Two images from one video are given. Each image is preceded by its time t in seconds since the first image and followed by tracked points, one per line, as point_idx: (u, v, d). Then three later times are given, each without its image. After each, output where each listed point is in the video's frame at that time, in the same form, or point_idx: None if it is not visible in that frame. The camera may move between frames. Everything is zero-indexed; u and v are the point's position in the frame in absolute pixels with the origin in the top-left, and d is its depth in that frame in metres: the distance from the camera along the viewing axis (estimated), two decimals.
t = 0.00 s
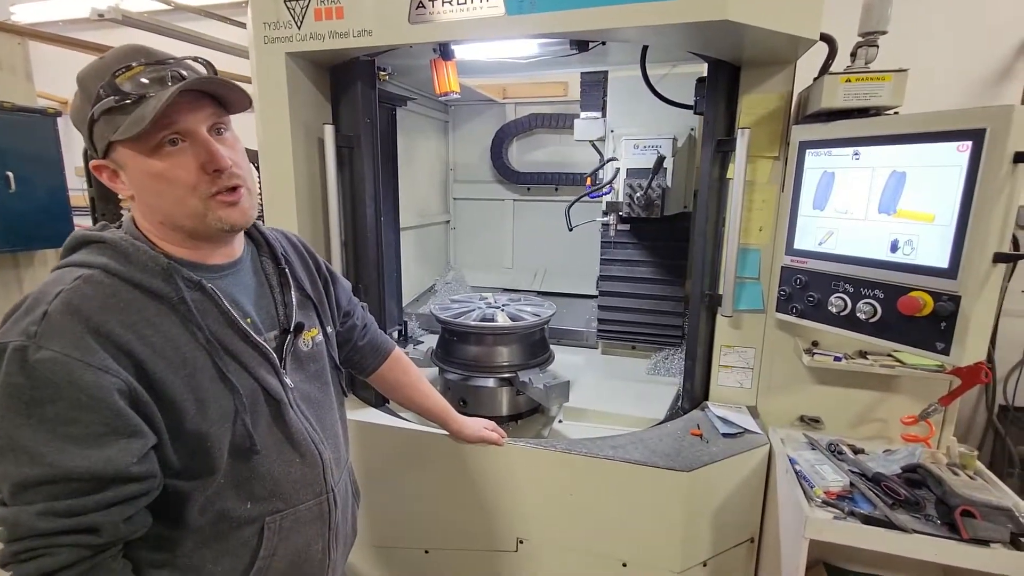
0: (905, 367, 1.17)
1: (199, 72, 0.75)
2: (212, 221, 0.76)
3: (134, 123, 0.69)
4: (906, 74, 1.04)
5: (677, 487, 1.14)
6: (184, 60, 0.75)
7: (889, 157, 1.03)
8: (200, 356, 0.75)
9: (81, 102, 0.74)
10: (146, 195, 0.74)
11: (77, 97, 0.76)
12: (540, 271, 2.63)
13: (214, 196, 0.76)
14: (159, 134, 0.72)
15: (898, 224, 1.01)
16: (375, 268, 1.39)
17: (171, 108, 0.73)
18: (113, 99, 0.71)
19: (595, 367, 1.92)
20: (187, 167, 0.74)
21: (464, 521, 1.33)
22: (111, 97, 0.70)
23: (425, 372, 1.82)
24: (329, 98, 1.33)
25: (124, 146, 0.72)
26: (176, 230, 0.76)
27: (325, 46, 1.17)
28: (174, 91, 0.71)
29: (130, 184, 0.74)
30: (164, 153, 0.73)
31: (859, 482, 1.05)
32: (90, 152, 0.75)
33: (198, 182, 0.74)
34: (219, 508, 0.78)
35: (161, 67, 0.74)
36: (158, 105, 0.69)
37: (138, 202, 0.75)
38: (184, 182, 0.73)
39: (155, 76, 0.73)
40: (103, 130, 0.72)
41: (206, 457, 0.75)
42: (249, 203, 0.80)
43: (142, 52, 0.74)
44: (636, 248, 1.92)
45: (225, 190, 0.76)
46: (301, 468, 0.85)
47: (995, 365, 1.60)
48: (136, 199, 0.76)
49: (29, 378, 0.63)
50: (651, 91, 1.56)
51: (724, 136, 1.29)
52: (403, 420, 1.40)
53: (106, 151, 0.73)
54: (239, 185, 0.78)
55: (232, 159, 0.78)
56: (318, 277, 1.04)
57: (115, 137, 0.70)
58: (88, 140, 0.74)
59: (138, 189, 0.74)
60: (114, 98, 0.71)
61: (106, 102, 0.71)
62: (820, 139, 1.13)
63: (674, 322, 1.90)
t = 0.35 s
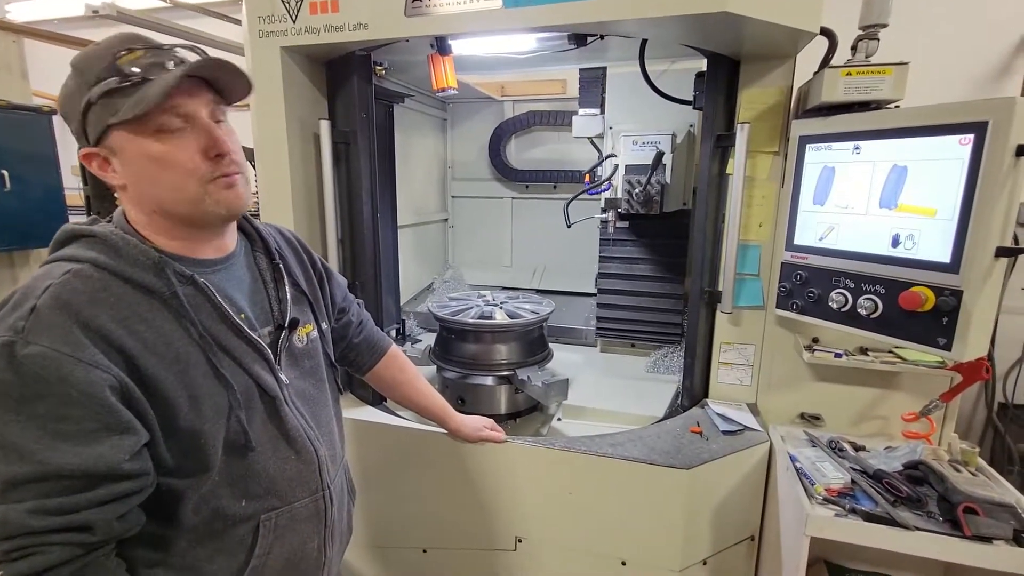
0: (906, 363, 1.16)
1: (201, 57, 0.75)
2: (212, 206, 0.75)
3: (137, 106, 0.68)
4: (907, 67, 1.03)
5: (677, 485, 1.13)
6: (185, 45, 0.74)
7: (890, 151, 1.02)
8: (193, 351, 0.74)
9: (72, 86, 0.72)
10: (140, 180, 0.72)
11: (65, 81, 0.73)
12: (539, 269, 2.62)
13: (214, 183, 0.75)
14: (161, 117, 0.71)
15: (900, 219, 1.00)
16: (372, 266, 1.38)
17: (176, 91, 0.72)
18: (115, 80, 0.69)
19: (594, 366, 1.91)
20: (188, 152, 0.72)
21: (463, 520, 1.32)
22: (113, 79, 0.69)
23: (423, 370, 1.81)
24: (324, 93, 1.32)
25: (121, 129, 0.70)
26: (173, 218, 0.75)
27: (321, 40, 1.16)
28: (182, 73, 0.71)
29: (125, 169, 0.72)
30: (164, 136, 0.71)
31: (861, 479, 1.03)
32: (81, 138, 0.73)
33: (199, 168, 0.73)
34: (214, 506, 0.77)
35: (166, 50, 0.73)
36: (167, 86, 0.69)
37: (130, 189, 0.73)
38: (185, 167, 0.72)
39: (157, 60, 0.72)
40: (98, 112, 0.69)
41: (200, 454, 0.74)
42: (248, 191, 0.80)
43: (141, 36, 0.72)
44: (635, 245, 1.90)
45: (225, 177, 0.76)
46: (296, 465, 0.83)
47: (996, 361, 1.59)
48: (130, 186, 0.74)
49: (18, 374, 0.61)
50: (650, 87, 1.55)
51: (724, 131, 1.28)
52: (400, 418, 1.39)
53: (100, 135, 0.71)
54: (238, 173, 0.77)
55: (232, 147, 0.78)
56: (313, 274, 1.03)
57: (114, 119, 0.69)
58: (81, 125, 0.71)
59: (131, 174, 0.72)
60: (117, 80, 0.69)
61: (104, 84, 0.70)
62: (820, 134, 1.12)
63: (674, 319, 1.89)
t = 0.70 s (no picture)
0: (899, 363, 1.18)
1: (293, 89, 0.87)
2: (280, 203, 0.81)
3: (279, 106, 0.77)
4: (899, 71, 1.05)
5: (673, 483, 1.15)
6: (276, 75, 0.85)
7: (882, 153, 1.03)
8: (218, 345, 0.75)
9: (177, 62, 0.72)
10: (236, 164, 0.75)
11: (151, 57, 0.72)
12: (538, 270, 2.63)
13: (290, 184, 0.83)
14: (275, 119, 0.79)
15: (892, 220, 1.02)
16: (372, 267, 1.39)
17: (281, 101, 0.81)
18: (253, 80, 0.76)
19: (593, 366, 1.92)
20: (286, 152, 0.81)
21: (462, 518, 1.33)
22: (251, 78, 0.76)
23: (422, 371, 1.82)
24: (324, 97, 1.34)
25: (239, 115, 0.74)
26: (245, 205, 0.78)
27: (321, 45, 1.17)
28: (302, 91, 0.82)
29: (220, 149, 0.74)
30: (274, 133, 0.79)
31: (854, 477, 1.05)
32: (171, 107, 0.71)
33: (287, 169, 0.81)
34: (231, 496, 0.78)
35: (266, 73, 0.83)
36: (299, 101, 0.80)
37: (214, 168, 0.74)
38: (281, 164, 0.80)
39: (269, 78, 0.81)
40: (224, 95, 0.73)
41: (221, 446, 0.75)
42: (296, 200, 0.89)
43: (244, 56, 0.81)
44: (633, 246, 1.92)
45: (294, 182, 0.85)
46: (307, 459, 0.85)
47: (991, 361, 1.61)
48: (214, 165, 0.74)
49: (57, 363, 0.62)
50: (646, 90, 1.56)
51: (719, 133, 1.29)
52: (400, 418, 1.40)
53: (213, 113, 0.73)
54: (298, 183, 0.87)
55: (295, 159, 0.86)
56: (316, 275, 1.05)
57: (244, 106, 0.74)
58: (183, 98, 0.71)
59: (230, 156, 0.74)
60: (256, 81, 0.77)
61: (231, 76, 0.75)
62: (813, 137, 1.14)
63: (672, 320, 1.90)
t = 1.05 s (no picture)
0: (896, 362, 1.19)
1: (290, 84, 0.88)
2: (288, 192, 0.82)
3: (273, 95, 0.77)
4: (895, 72, 1.06)
5: (672, 481, 1.16)
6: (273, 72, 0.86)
7: (879, 153, 1.04)
8: (246, 336, 0.76)
9: (176, 65, 0.74)
10: (240, 156, 0.75)
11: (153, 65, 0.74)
12: (537, 270, 2.64)
13: (294, 174, 0.83)
14: (272, 109, 0.79)
15: (888, 220, 1.03)
16: (373, 266, 1.40)
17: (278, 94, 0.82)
18: (247, 74, 0.77)
19: (592, 365, 1.93)
20: (286, 142, 0.81)
21: (462, 516, 1.34)
22: (244, 72, 0.77)
23: (422, 370, 1.83)
24: (325, 97, 1.34)
25: (237, 109, 0.75)
26: (254, 197, 0.78)
27: (321, 46, 1.18)
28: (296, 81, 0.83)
29: (223, 143, 0.75)
30: (272, 124, 0.79)
31: (851, 474, 1.06)
32: (172, 108, 0.73)
33: (289, 158, 0.82)
34: (258, 484, 0.78)
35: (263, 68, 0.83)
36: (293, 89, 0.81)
37: (220, 163, 0.75)
38: (283, 153, 0.80)
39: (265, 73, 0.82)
40: (219, 91, 0.74)
41: (251, 434, 0.76)
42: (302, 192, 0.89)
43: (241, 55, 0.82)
44: (632, 245, 1.93)
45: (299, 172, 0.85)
46: (326, 447, 0.86)
47: (988, 359, 1.61)
48: (220, 160, 0.75)
49: (103, 350, 0.63)
50: (646, 90, 1.57)
51: (718, 133, 1.30)
52: (401, 417, 1.41)
53: (211, 109, 0.74)
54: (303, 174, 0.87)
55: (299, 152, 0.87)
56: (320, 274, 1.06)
57: (240, 98, 0.75)
58: (183, 98, 0.73)
59: (233, 149, 0.75)
60: (250, 75, 0.77)
61: (226, 72, 0.76)
62: (811, 137, 1.15)
63: (671, 319, 1.91)
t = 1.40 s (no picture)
0: (899, 361, 1.19)
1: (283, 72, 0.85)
2: (285, 190, 0.81)
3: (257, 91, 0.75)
4: (898, 71, 1.05)
5: (674, 481, 1.15)
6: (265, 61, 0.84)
7: (882, 152, 1.04)
8: (250, 336, 0.76)
9: (162, 68, 0.73)
10: (230, 159, 0.75)
11: (142, 69, 0.74)
12: (538, 270, 2.64)
13: (291, 170, 0.82)
14: (262, 105, 0.77)
15: (891, 219, 1.03)
16: (375, 266, 1.40)
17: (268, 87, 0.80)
18: (231, 70, 0.75)
19: (594, 365, 1.93)
20: (279, 138, 0.79)
21: (464, 516, 1.34)
22: (228, 69, 0.75)
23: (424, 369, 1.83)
24: (326, 97, 1.34)
25: (223, 110, 0.74)
26: (251, 198, 0.78)
27: (323, 45, 1.18)
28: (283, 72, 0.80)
29: (214, 147, 0.75)
30: (263, 121, 0.78)
31: (853, 474, 1.06)
32: (160, 116, 0.73)
33: (285, 154, 0.80)
34: (263, 482, 0.78)
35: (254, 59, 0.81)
36: (280, 81, 0.78)
37: (213, 168, 0.75)
38: (276, 151, 0.79)
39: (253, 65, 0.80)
40: (203, 93, 0.73)
41: (256, 435, 0.76)
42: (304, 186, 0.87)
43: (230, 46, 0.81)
44: (633, 245, 1.93)
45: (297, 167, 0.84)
46: (330, 447, 0.86)
47: (990, 359, 1.61)
48: (212, 164, 0.75)
49: (107, 353, 0.63)
50: (647, 89, 1.57)
51: (720, 132, 1.30)
52: (402, 417, 1.41)
53: (198, 113, 0.73)
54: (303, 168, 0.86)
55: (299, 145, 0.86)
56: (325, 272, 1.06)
57: (224, 99, 0.74)
58: (170, 103, 0.73)
59: (223, 153, 0.75)
60: (234, 71, 0.76)
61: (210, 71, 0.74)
62: (813, 136, 1.14)
63: (673, 318, 1.91)
